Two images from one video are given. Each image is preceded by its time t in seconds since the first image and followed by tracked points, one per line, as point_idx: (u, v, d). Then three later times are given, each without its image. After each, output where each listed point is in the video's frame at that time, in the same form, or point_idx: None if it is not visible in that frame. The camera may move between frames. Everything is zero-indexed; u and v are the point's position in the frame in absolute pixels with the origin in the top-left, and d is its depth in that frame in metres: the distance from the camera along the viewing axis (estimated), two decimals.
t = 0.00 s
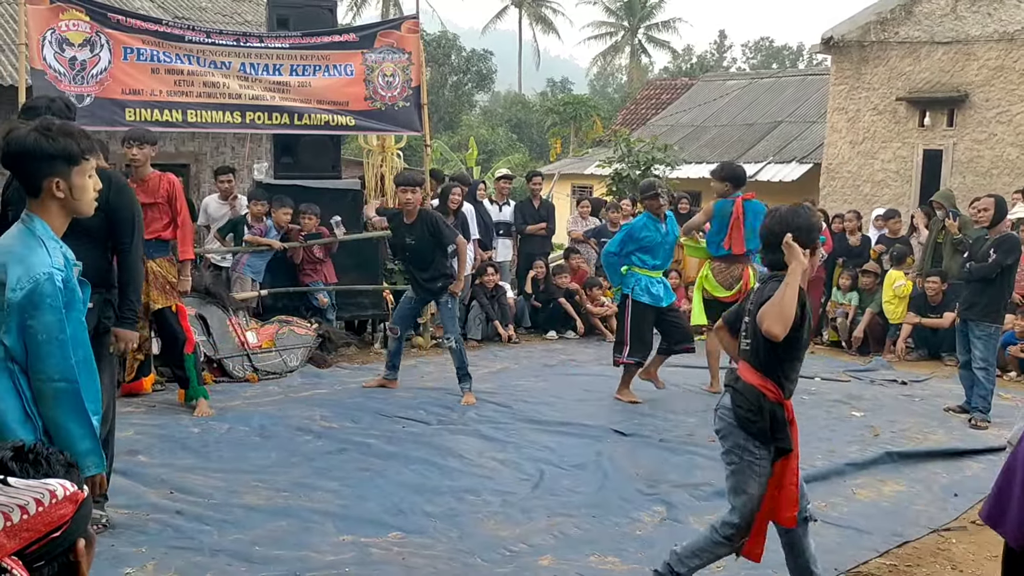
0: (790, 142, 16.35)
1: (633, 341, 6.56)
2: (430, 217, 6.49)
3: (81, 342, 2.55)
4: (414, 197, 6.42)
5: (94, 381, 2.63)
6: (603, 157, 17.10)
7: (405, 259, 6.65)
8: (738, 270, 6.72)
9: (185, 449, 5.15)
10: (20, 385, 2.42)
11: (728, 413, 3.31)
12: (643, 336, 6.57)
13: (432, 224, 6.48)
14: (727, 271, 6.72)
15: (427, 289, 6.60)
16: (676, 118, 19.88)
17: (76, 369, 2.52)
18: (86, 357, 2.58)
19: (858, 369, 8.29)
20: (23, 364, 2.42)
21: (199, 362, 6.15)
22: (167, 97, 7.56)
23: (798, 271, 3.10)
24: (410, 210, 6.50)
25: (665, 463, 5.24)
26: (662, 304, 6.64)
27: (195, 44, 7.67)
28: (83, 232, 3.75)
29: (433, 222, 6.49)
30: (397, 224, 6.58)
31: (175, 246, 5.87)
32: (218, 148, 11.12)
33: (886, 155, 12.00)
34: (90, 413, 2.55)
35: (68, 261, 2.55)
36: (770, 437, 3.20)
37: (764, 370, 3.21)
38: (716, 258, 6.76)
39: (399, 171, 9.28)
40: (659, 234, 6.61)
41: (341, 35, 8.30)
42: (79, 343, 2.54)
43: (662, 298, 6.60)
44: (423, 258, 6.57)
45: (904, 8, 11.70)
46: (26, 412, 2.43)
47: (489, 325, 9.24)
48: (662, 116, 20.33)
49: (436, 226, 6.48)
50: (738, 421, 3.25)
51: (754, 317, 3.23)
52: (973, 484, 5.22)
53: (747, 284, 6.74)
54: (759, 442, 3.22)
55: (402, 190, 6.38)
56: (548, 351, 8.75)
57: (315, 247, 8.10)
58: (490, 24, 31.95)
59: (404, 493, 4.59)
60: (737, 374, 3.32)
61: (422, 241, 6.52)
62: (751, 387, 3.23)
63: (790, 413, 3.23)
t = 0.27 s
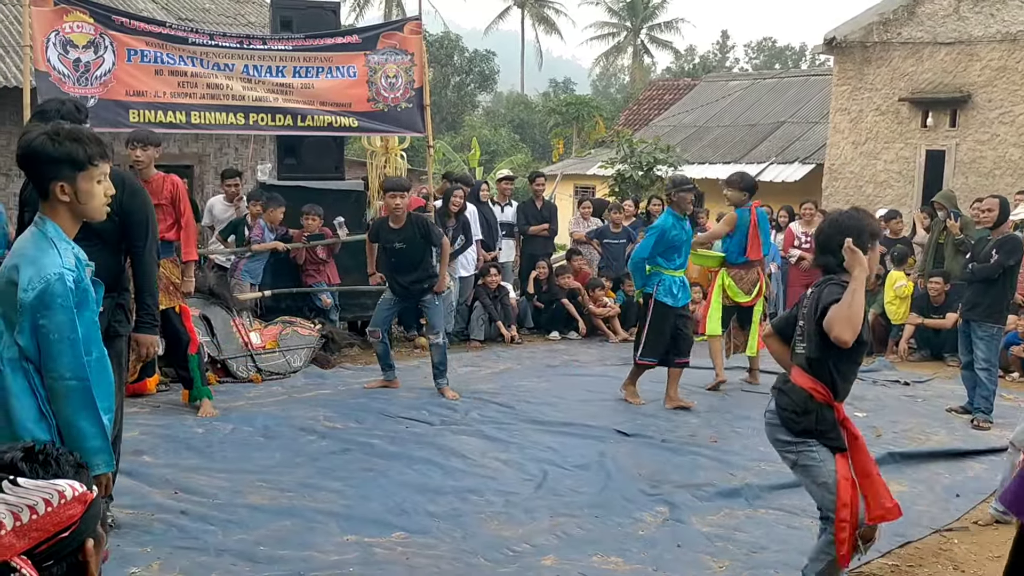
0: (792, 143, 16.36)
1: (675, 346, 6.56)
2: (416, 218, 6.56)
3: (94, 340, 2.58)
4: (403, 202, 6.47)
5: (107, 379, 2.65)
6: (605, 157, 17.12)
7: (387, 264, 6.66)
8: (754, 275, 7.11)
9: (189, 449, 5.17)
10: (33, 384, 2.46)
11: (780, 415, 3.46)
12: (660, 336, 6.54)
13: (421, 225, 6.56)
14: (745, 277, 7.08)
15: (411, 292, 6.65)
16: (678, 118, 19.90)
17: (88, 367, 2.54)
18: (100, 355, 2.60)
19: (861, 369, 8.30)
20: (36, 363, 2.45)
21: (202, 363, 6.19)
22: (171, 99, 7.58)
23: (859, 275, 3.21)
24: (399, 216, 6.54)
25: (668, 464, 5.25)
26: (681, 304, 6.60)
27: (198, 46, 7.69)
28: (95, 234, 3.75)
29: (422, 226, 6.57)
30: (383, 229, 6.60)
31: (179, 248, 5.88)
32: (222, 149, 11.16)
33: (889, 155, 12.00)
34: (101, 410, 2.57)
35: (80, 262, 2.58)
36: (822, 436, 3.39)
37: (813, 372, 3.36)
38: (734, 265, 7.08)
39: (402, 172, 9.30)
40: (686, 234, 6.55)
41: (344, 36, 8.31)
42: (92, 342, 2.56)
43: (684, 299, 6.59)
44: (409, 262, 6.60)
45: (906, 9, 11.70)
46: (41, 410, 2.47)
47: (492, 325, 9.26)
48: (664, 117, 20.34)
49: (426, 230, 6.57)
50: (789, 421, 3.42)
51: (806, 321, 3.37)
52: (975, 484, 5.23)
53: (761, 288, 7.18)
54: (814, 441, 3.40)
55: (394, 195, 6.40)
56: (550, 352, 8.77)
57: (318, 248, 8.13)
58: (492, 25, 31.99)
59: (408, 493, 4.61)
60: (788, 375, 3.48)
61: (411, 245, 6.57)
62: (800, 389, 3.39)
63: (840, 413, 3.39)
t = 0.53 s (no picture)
0: (794, 143, 16.37)
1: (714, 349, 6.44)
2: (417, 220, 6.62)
3: (106, 340, 2.59)
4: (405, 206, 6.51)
5: (119, 379, 2.66)
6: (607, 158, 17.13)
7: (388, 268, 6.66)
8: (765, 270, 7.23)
9: (193, 449, 5.19)
10: (44, 382, 2.47)
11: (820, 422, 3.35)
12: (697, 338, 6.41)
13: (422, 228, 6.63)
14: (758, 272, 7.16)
15: (414, 293, 6.68)
16: (680, 119, 19.91)
17: (98, 367, 2.56)
18: (110, 356, 2.61)
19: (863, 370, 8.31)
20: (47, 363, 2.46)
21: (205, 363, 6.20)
22: (174, 100, 7.61)
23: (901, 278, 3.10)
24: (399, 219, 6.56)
25: (670, 464, 5.27)
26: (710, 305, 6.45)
27: (202, 47, 7.71)
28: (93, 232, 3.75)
29: (422, 227, 6.64)
30: (382, 233, 6.58)
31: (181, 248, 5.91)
32: (225, 149, 11.18)
33: (891, 156, 12.00)
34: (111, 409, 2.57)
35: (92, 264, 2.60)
36: (866, 443, 3.25)
37: (854, 378, 3.26)
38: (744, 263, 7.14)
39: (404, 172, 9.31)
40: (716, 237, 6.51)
41: (347, 37, 8.33)
42: (102, 343, 2.58)
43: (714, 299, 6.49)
44: (410, 264, 6.62)
45: (909, 9, 11.69)
46: (53, 408, 2.49)
47: (494, 326, 9.27)
48: (666, 117, 20.36)
49: (425, 230, 6.64)
50: (830, 428, 3.31)
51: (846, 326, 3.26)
52: (976, 485, 5.25)
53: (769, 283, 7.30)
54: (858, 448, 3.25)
55: (398, 199, 6.42)
56: (552, 352, 8.79)
57: (320, 247, 8.16)
58: (494, 25, 32.01)
59: (410, 493, 4.63)
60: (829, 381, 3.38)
61: (413, 247, 6.60)
62: (842, 395, 3.28)
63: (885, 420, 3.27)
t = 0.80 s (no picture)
0: (796, 143, 16.38)
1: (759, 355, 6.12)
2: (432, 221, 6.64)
3: (118, 342, 2.61)
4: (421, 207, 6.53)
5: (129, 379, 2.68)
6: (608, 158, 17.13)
7: (401, 268, 6.66)
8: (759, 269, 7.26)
9: (195, 449, 5.20)
10: (60, 383, 2.49)
11: (875, 447, 3.06)
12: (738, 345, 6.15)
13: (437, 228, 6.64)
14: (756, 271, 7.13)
15: (428, 295, 6.69)
16: (681, 119, 19.92)
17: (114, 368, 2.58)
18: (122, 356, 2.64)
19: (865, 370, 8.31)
20: (63, 365, 2.48)
21: (207, 363, 6.20)
22: (176, 100, 7.62)
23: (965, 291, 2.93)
24: (413, 219, 6.58)
25: (671, 464, 5.27)
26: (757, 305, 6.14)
27: (203, 47, 7.72)
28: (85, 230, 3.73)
29: (437, 229, 6.66)
30: (396, 233, 6.59)
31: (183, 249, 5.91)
32: (226, 150, 11.19)
33: (892, 156, 12.00)
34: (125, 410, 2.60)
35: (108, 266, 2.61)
36: (926, 471, 3.02)
37: (916, 400, 3.01)
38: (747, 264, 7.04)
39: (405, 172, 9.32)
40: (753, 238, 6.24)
41: (348, 38, 8.34)
42: (116, 344, 2.60)
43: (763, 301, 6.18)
44: (425, 266, 6.64)
45: (910, 9, 11.68)
46: (67, 408, 2.49)
47: (495, 326, 9.29)
48: (667, 117, 20.36)
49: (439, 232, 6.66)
50: (889, 454, 3.02)
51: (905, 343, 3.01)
52: (977, 484, 5.26)
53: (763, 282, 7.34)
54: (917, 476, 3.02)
55: (413, 200, 6.43)
56: (553, 352, 8.80)
57: (322, 247, 8.18)
58: (496, 25, 32.02)
59: (412, 493, 4.63)
60: (878, 403, 3.10)
61: (427, 249, 6.62)
62: (904, 419, 3.01)
63: (939, 445, 3.07)
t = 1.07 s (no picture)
0: (797, 143, 16.38)
1: (789, 352, 6.45)
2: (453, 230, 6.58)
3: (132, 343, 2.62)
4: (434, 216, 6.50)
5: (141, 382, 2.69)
6: (609, 158, 17.14)
7: (423, 277, 6.68)
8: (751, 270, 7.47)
9: (196, 450, 5.20)
10: (77, 383, 2.49)
11: (906, 448, 2.94)
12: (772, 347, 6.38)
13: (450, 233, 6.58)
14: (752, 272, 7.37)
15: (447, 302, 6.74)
16: (682, 119, 19.91)
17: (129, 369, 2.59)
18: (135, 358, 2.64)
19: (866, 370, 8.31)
20: (78, 365, 2.48)
21: (208, 363, 6.20)
22: (177, 101, 7.62)
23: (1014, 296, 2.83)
24: (429, 228, 6.53)
25: (672, 464, 5.27)
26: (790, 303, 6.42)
27: (205, 48, 7.73)
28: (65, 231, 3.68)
29: (452, 235, 6.60)
30: (414, 243, 6.60)
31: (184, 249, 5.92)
32: (227, 150, 11.19)
33: (893, 156, 12.00)
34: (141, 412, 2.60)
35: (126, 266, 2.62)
36: (958, 474, 2.92)
37: (949, 401, 2.90)
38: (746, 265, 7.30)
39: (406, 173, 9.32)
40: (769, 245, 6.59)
41: (349, 38, 8.34)
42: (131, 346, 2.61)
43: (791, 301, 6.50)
44: (443, 274, 6.66)
45: (911, 9, 11.67)
46: (80, 407, 2.49)
47: (496, 326, 9.30)
48: (668, 117, 20.36)
49: (456, 239, 6.59)
50: (920, 456, 2.91)
51: (940, 342, 2.91)
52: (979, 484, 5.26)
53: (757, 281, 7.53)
54: (948, 479, 2.92)
55: (418, 208, 6.43)
56: (555, 352, 8.81)
57: (325, 247, 8.20)
58: (497, 25, 32.02)
59: (413, 494, 4.64)
60: (907, 402, 3.00)
61: (444, 256, 6.62)
62: (937, 419, 2.91)
63: (971, 448, 2.97)
